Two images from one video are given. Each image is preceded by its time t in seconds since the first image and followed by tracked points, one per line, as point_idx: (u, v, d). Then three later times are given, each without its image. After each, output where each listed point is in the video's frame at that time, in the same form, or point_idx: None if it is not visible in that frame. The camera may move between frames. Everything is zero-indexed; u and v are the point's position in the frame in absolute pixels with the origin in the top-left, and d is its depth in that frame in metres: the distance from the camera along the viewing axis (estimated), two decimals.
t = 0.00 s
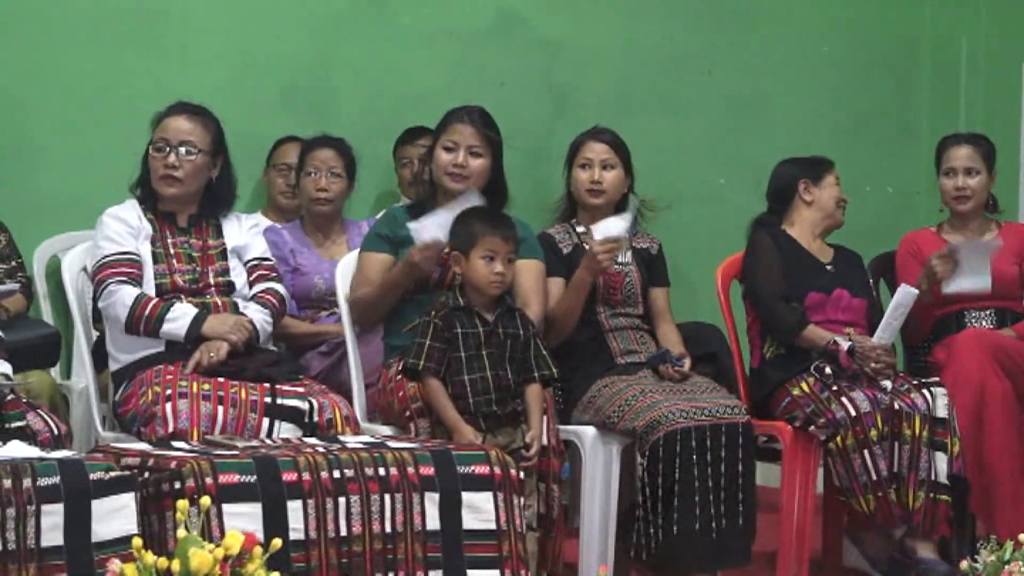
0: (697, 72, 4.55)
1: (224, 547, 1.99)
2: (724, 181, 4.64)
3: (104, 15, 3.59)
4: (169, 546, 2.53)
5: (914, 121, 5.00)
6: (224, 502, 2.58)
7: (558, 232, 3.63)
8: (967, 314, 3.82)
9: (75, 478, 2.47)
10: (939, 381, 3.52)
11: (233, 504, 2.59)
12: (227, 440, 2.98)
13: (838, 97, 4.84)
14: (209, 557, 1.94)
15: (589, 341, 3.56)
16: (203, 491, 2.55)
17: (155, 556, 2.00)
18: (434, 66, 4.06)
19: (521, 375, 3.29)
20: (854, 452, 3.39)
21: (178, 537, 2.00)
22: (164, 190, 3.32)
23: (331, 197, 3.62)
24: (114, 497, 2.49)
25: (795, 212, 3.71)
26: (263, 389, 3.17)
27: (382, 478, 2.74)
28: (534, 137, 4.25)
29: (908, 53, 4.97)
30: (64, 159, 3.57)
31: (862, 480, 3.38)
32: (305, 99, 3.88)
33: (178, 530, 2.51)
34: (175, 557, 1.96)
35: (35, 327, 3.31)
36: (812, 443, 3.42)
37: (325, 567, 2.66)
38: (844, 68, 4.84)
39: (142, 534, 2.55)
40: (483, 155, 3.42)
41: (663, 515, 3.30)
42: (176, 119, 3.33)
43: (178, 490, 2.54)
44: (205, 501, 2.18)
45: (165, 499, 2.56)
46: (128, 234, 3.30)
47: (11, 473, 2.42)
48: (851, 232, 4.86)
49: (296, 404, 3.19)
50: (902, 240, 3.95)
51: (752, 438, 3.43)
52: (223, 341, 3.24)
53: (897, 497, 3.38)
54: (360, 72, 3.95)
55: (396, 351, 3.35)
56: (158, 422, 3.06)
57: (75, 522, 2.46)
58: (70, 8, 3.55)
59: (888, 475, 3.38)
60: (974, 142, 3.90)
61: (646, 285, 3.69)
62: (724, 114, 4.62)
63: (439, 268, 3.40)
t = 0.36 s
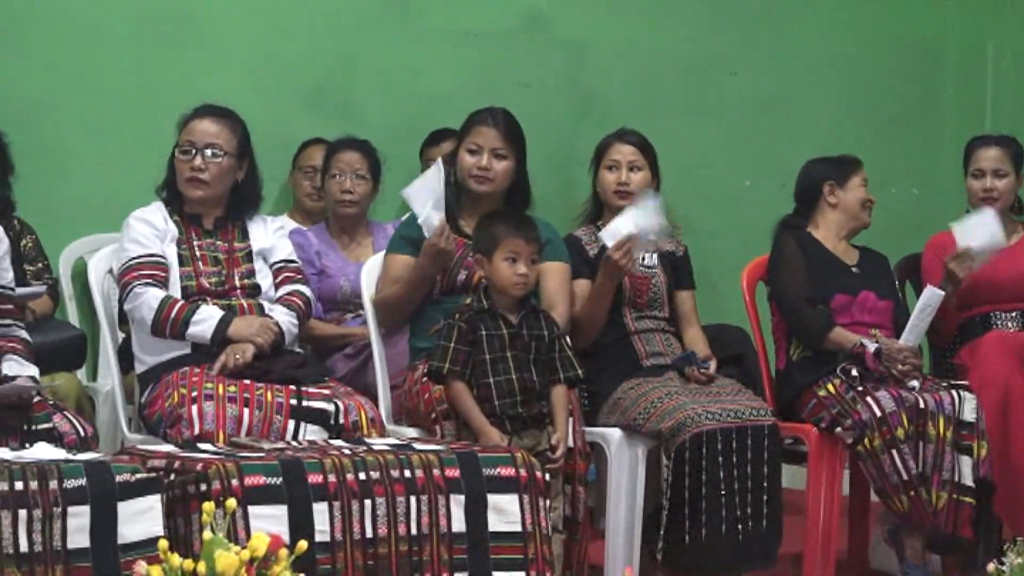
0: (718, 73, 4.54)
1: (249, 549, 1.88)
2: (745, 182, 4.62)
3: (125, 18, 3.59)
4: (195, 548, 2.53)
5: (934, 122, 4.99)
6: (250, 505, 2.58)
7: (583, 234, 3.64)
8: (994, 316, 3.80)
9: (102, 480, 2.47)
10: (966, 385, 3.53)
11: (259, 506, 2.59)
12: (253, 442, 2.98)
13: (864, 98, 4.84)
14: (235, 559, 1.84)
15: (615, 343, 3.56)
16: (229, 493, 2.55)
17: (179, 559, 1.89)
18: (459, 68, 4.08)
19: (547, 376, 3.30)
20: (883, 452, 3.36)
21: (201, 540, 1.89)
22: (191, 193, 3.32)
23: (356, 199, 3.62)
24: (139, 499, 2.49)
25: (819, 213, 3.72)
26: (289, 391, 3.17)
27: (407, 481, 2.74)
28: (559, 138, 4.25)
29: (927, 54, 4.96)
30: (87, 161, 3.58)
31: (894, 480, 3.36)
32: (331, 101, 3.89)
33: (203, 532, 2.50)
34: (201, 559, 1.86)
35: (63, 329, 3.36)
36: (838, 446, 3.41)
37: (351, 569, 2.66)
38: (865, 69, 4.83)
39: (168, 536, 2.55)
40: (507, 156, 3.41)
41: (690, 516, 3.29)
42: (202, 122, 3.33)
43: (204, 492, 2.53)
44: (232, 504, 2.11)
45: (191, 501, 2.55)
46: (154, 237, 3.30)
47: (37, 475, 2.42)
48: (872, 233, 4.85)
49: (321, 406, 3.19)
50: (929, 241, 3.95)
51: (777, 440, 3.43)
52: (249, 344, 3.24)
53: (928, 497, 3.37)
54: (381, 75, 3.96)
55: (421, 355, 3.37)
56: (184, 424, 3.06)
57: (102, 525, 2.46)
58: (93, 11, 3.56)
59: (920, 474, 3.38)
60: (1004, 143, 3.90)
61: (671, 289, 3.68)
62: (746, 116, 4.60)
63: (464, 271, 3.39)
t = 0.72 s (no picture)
0: (735, 75, 4.54)
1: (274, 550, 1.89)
2: (764, 185, 4.61)
3: (142, 22, 3.63)
4: (220, 549, 2.54)
5: (957, 123, 4.96)
6: (275, 507, 2.59)
7: (607, 237, 3.63)
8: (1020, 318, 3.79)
9: (126, 485, 2.47)
10: (994, 389, 3.50)
11: (284, 509, 2.60)
12: (277, 445, 2.97)
13: (889, 101, 4.83)
14: (260, 561, 1.84)
15: (639, 345, 3.56)
16: (253, 495, 2.55)
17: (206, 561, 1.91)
18: (482, 71, 4.10)
19: (571, 378, 3.29)
20: (902, 459, 3.35)
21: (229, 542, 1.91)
22: (215, 197, 3.33)
23: (381, 202, 3.64)
24: (166, 501, 2.51)
25: (841, 219, 3.74)
26: (314, 394, 3.17)
27: (431, 483, 2.74)
28: (581, 142, 4.28)
29: (949, 56, 4.93)
30: (107, 166, 3.62)
31: (911, 488, 3.35)
32: (356, 104, 3.93)
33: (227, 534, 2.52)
34: (225, 560, 1.88)
35: (88, 331, 3.36)
36: (862, 452, 3.38)
37: (376, 572, 2.66)
38: (884, 71, 4.81)
39: (192, 538, 2.57)
40: (532, 159, 3.40)
41: (713, 519, 3.31)
42: (227, 125, 3.34)
43: (229, 494, 2.54)
44: (254, 509, 2.11)
45: (216, 504, 2.56)
46: (178, 240, 3.31)
47: (62, 477, 2.42)
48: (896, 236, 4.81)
49: (345, 409, 3.18)
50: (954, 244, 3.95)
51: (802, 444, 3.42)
52: (273, 347, 3.24)
53: (944, 506, 3.36)
54: (397, 78, 3.98)
55: (446, 357, 3.37)
56: (208, 427, 3.07)
57: (126, 528, 2.46)
58: (116, 16, 3.60)
59: (935, 482, 3.36)
60: None
61: (694, 293, 3.67)
62: (764, 118, 4.60)
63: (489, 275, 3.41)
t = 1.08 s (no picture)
0: (748, 76, 4.53)
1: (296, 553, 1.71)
2: (779, 186, 4.60)
3: (157, 27, 3.64)
4: (242, 552, 2.53)
5: (969, 121, 4.95)
6: (297, 510, 2.59)
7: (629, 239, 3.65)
8: None
9: (149, 486, 2.47)
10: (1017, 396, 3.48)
11: (307, 511, 2.60)
12: (300, 447, 2.97)
13: (910, 104, 4.82)
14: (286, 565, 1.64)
15: (662, 348, 3.57)
16: (276, 498, 2.55)
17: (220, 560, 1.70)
18: (502, 74, 4.13)
19: (593, 381, 3.29)
20: (923, 465, 3.33)
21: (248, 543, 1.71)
22: (238, 199, 3.33)
23: (403, 205, 3.66)
24: (188, 503, 2.51)
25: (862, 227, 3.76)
26: (337, 396, 3.18)
27: (454, 486, 2.74)
28: (600, 144, 4.30)
29: (961, 54, 4.91)
30: (128, 171, 3.63)
31: (932, 494, 3.33)
32: (380, 105, 3.95)
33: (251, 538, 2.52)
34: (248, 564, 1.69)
35: (110, 334, 3.38)
36: (886, 452, 3.40)
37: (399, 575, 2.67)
38: (898, 71, 4.79)
39: (214, 541, 2.55)
40: (554, 162, 3.41)
41: (738, 523, 3.30)
42: (249, 127, 3.35)
43: (251, 497, 2.53)
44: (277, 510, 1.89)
45: (238, 506, 2.54)
46: (201, 242, 3.31)
47: (85, 479, 2.42)
48: (915, 238, 4.80)
49: (369, 411, 3.18)
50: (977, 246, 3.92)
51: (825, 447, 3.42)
52: (295, 348, 3.24)
53: (965, 513, 3.34)
54: (410, 80, 3.98)
55: (468, 359, 3.36)
56: (231, 430, 3.07)
57: (150, 529, 2.46)
58: (142, 18, 3.62)
59: (956, 489, 3.34)
60: None
61: (717, 295, 3.67)
62: (778, 118, 4.59)
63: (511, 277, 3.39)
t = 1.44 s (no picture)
0: (759, 75, 4.52)
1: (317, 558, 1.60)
2: (793, 187, 4.59)
3: (174, 32, 3.70)
4: (267, 557, 2.53)
5: (988, 118, 4.91)
6: (322, 514, 2.59)
7: (654, 244, 3.63)
8: None
9: (174, 491, 2.47)
10: None
11: (331, 516, 2.60)
12: (324, 452, 2.97)
13: (935, 107, 4.81)
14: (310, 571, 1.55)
15: (686, 352, 3.56)
16: (301, 503, 2.55)
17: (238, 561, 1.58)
18: (523, 79, 4.17)
19: (616, 386, 3.28)
20: (947, 470, 3.32)
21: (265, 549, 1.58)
22: (262, 204, 3.34)
23: (426, 210, 3.71)
24: (212, 508, 2.51)
25: (886, 234, 3.75)
26: (360, 401, 3.16)
27: (479, 490, 2.74)
28: (621, 148, 4.32)
29: (978, 50, 4.88)
30: (131, 170, 3.68)
31: (956, 499, 3.31)
32: (404, 111, 4.01)
33: (274, 542, 2.53)
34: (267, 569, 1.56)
35: (134, 339, 3.39)
36: (910, 456, 3.40)
37: None
38: (914, 68, 4.76)
39: (238, 545, 2.56)
40: (578, 166, 3.41)
41: (761, 528, 3.30)
42: (273, 132, 3.35)
43: (275, 502, 2.53)
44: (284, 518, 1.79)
45: (263, 510, 2.56)
46: (225, 247, 3.32)
47: (109, 484, 2.42)
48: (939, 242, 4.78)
49: (393, 416, 3.18)
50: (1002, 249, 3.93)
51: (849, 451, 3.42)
52: (319, 353, 3.24)
53: (989, 520, 3.30)
54: (414, 80, 4.01)
55: (492, 363, 3.36)
56: (255, 434, 3.07)
57: (174, 534, 2.46)
58: (167, 27, 3.69)
59: (981, 495, 3.31)
60: None
61: (741, 298, 3.67)
62: (790, 118, 4.58)
63: (536, 281, 3.38)
